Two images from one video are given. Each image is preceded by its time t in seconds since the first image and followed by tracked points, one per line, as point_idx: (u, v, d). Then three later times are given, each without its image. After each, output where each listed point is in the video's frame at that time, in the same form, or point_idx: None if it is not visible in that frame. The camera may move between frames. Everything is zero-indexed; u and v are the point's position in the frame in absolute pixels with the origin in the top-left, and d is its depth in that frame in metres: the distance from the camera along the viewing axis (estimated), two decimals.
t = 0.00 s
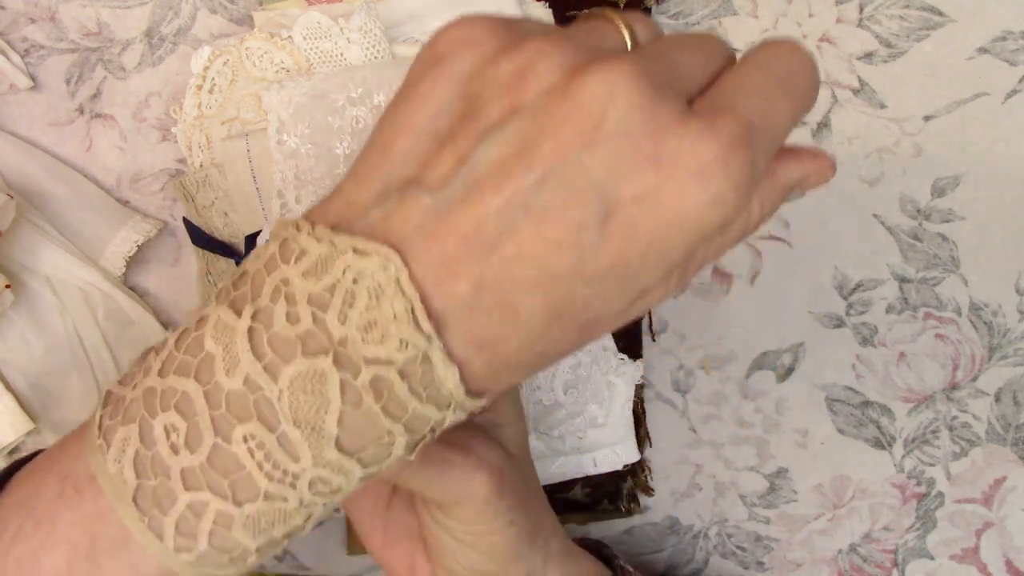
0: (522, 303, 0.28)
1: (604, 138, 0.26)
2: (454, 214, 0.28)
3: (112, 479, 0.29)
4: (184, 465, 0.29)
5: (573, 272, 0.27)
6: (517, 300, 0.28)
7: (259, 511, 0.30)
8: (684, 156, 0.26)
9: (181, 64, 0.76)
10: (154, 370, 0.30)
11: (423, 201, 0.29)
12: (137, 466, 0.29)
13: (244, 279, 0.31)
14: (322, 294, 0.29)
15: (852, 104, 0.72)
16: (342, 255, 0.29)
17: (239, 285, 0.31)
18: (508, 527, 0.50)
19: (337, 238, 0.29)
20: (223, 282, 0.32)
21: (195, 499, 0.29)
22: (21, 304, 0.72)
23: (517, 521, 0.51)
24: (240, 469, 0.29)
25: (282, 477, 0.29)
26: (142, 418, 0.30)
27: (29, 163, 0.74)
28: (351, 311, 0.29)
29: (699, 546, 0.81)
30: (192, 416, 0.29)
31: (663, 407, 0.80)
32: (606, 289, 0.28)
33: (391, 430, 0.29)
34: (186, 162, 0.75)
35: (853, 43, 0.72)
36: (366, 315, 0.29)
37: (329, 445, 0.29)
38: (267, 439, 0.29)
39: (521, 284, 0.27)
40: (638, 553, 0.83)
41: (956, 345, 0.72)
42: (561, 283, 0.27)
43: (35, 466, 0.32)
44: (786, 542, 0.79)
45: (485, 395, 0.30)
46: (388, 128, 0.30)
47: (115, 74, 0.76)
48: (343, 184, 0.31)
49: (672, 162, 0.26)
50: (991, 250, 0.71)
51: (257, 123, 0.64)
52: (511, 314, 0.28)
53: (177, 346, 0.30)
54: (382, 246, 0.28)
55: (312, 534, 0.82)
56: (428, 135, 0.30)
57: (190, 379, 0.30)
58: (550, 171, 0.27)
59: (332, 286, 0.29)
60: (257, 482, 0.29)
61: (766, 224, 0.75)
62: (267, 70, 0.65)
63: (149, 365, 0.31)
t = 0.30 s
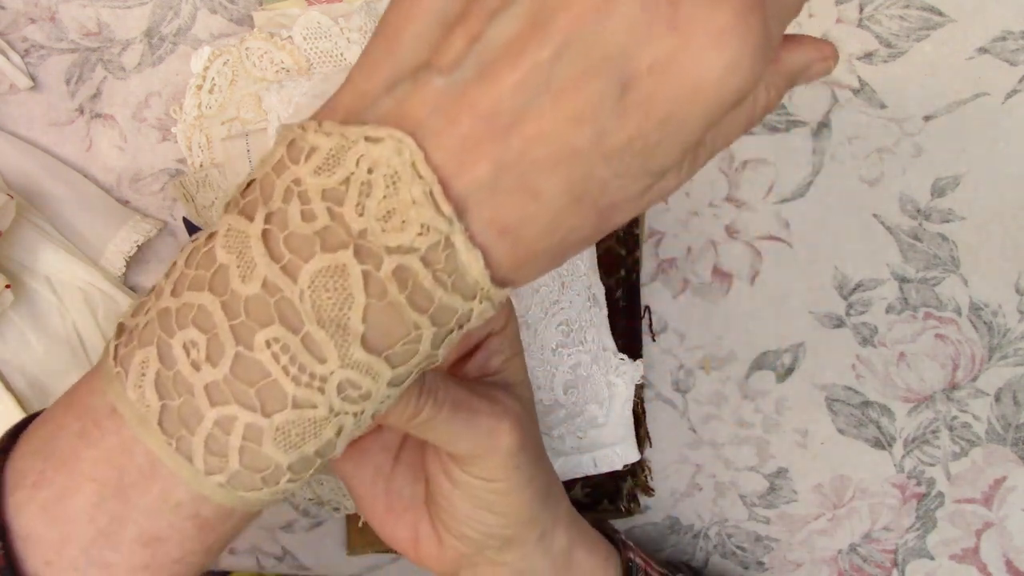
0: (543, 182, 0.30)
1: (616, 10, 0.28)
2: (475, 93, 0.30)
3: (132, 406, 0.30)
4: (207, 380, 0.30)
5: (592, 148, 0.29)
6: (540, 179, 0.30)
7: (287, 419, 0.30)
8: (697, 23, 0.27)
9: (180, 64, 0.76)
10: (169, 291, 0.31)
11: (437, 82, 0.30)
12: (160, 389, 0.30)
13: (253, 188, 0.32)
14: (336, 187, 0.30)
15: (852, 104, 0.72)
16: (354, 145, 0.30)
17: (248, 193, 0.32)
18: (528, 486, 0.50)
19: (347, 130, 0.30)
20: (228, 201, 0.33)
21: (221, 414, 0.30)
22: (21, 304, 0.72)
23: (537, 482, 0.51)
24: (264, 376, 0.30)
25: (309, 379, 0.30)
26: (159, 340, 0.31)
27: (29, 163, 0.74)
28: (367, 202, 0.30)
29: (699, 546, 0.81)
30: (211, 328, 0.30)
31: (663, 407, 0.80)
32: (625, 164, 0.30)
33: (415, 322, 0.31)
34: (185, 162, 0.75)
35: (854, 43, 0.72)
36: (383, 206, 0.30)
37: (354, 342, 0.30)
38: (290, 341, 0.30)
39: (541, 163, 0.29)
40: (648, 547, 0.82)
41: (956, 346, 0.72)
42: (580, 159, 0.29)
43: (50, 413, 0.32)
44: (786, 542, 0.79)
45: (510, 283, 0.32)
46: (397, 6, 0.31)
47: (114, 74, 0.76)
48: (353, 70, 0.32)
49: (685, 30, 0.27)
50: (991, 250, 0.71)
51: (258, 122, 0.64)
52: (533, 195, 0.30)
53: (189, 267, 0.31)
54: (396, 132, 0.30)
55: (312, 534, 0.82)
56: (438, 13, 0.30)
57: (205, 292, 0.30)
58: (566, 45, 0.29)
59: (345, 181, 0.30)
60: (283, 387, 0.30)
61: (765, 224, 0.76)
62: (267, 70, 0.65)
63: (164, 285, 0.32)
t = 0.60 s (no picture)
0: (582, 169, 0.30)
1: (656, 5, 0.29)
2: (520, 82, 0.30)
3: (185, 397, 0.29)
4: (265, 367, 0.30)
5: (629, 137, 0.30)
6: (578, 168, 0.30)
7: (343, 403, 0.30)
8: (729, 17, 0.29)
9: (180, 64, 0.76)
10: (213, 283, 0.30)
11: (481, 73, 0.30)
12: (214, 378, 0.30)
13: (295, 178, 0.31)
14: (384, 176, 0.30)
15: (852, 104, 0.72)
16: (401, 135, 0.30)
17: (289, 185, 0.31)
18: (536, 473, 0.50)
19: (391, 120, 0.31)
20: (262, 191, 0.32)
21: (280, 402, 0.30)
22: (22, 304, 0.72)
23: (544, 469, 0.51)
24: (322, 362, 0.30)
25: (365, 363, 0.30)
26: (209, 331, 0.30)
27: (29, 163, 0.74)
28: (417, 190, 0.30)
29: (699, 546, 0.81)
30: (264, 318, 0.30)
31: (663, 406, 0.80)
32: (656, 153, 0.31)
33: (464, 305, 0.31)
34: (185, 162, 0.75)
35: (854, 43, 0.72)
36: (433, 193, 0.30)
37: (409, 326, 0.30)
38: (347, 327, 0.30)
39: (582, 151, 0.30)
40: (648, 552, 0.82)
41: (956, 345, 0.72)
42: (617, 147, 0.30)
43: (89, 400, 0.31)
44: (785, 541, 0.79)
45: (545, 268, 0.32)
46: (442, 4, 0.32)
47: (115, 74, 0.76)
48: (393, 63, 0.32)
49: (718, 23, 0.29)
50: (991, 250, 0.71)
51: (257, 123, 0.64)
52: (572, 182, 0.30)
53: (233, 257, 0.31)
54: (443, 122, 0.30)
55: (312, 534, 0.82)
56: (482, 12, 0.32)
57: (256, 283, 0.30)
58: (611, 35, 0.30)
59: (393, 169, 0.30)
60: (340, 373, 0.30)
61: (765, 224, 0.76)
62: (267, 71, 0.65)
63: (205, 279, 0.31)
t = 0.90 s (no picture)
0: (621, 208, 0.37)
1: (705, 66, 0.35)
2: (574, 128, 0.36)
3: (243, 425, 0.31)
4: (327, 397, 0.32)
5: (669, 181, 0.37)
6: (619, 207, 0.37)
7: (399, 429, 0.33)
8: (767, 79, 0.35)
9: (180, 64, 0.76)
10: (267, 314, 0.32)
11: (541, 120, 0.35)
12: (274, 408, 0.31)
13: (351, 216, 0.34)
14: (447, 218, 0.33)
15: (852, 104, 0.72)
16: (465, 179, 0.34)
17: (344, 219, 0.34)
18: (542, 469, 0.50)
19: (455, 164, 0.34)
20: (314, 224, 0.34)
21: (341, 429, 0.32)
22: (22, 304, 0.72)
23: (549, 467, 0.51)
24: (383, 393, 0.32)
25: (424, 393, 0.33)
26: (271, 362, 0.32)
27: (29, 163, 0.74)
28: (478, 231, 0.33)
29: (699, 546, 0.81)
30: (328, 352, 0.32)
31: (663, 407, 0.80)
32: (685, 192, 0.38)
33: (510, 336, 0.35)
34: (185, 162, 0.75)
35: (854, 44, 0.71)
36: (494, 233, 0.34)
37: (463, 357, 0.34)
38: (409, 361, 0.33)
39: (625, 192, 0.36)
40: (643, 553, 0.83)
41: (956, 345, 0.72)
42: (656, 188, 0.37)
43: (128, 422, 0.32)
44: (785, 541, 0.79)
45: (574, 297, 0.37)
46: (501, 47, 0.36)
47: (115, 75, 0.76)
48: (451, 102, 0.35)
49: (755, 86, 0.35)
50: (991, 249, 0.71)
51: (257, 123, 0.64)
52: (611, 218, 0.37)
53: (289, 290, 0.33)
54: (506, 169, 0.34)
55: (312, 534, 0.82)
56: (537, 58, 0.36)
57: (318, 318, 0.32)
58: (660, 92, 0.35)
59: (455, 211, 0.33)
60: (400, 403, 0.33)
61: (765, 224, 0.76)
62: (267, 71, 0.65)
63: (258, 309, 0.33)
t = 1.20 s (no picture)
0: (612, 196, 0.38)
1: (697, 50, 0.37)
2: (565, 116, 0.37)
3: (233, 414, 0.31)
4: (317, 387, 0.32)
5: (661, 167, 0.38)
6: (610, 191, 0.38)
7: (390, 417, 0.33)
8: (759, 63, 0.37)
9: (180, 64, 0.76)
10: (256, 303, 0.32)
11: (531, 107, 0.36)
12: (264, 398, 0.31)
13: (340, 204, 0.33)
14: (436, 205, 0.33)
15: (852, 104, 0.72)
16: (454, 165, 0.34)
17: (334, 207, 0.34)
18: (544, 467, 0.50)
19: (445, 151, 0.34)
20: (303, 211, 0.34)
21: (331, 419, 0.32)
22: (22, 305, 0.72)
23: (551, 465, 0.51)
24: (374, 381, 0.32)
25: (416, 382, 0.33)
26: (259, 352, 0.32)
27: (29, 163, 0.74)
28: (468, 218, 0.34)
29: (699, 546, 0.81)
30: (318, 341, 0.32)
31: (663, 407, 0.80)
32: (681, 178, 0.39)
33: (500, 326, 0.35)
34: (185, 162, 0.75)
35: (854, 44, 0.71)
36: (484, 220, 0.34)
37: (454, 344, 0.34)
38: (400, 348, 0.33)
39: (617, 179, 0.38)
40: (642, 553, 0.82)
41: (956, 345, 0.72)
42: (649, 174, 0.38)
43: (118, 415, 0.32)
44: (785, 541, 0.79)
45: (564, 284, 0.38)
46: (489, 32, 0.36)
47: (115, 74, 0.76)
48: (440, 89, 0.36)
49: (750, 72, 0.37)
50: (991, 249, 0.71)
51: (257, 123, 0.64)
52: (604, 207, 0.38)
53: (278, 278, 0.32)
54: (496, 156, 0.35)
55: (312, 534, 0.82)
56: (527, 45, 0.37)
57: (307, 307, 0.32)
58: (652, 78, 0.37)
59: (445, 199, 0.34)
60: (391, 391, 0.33)
61: (765, 224, 0.76)
62: (267, 71, 0.65)
63: (247, 297, 0.32)
